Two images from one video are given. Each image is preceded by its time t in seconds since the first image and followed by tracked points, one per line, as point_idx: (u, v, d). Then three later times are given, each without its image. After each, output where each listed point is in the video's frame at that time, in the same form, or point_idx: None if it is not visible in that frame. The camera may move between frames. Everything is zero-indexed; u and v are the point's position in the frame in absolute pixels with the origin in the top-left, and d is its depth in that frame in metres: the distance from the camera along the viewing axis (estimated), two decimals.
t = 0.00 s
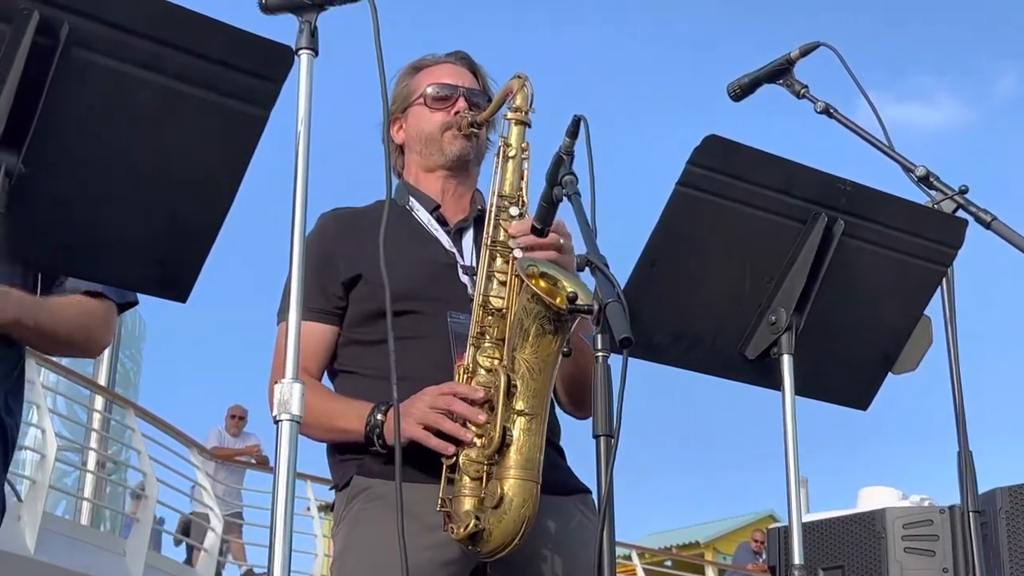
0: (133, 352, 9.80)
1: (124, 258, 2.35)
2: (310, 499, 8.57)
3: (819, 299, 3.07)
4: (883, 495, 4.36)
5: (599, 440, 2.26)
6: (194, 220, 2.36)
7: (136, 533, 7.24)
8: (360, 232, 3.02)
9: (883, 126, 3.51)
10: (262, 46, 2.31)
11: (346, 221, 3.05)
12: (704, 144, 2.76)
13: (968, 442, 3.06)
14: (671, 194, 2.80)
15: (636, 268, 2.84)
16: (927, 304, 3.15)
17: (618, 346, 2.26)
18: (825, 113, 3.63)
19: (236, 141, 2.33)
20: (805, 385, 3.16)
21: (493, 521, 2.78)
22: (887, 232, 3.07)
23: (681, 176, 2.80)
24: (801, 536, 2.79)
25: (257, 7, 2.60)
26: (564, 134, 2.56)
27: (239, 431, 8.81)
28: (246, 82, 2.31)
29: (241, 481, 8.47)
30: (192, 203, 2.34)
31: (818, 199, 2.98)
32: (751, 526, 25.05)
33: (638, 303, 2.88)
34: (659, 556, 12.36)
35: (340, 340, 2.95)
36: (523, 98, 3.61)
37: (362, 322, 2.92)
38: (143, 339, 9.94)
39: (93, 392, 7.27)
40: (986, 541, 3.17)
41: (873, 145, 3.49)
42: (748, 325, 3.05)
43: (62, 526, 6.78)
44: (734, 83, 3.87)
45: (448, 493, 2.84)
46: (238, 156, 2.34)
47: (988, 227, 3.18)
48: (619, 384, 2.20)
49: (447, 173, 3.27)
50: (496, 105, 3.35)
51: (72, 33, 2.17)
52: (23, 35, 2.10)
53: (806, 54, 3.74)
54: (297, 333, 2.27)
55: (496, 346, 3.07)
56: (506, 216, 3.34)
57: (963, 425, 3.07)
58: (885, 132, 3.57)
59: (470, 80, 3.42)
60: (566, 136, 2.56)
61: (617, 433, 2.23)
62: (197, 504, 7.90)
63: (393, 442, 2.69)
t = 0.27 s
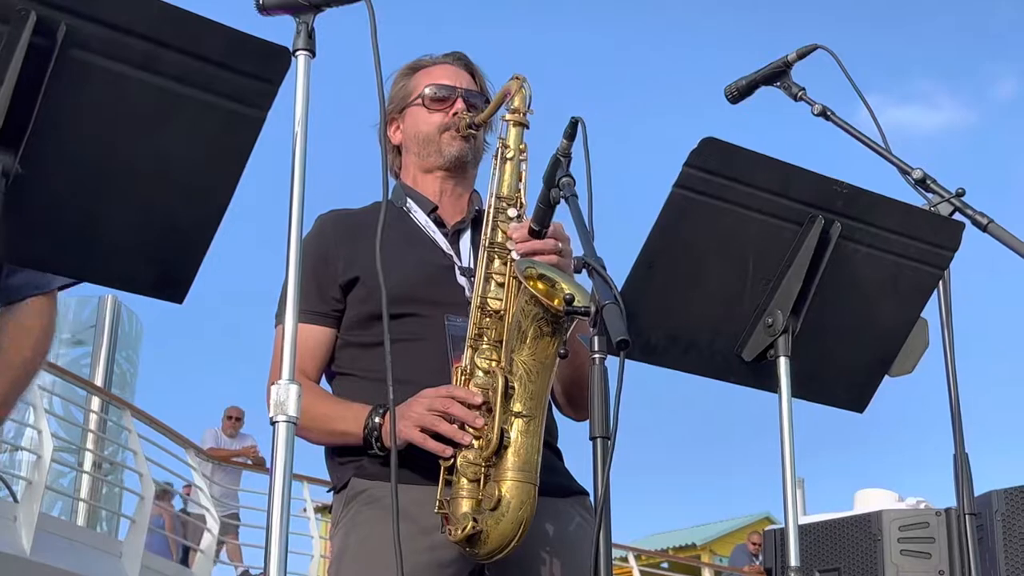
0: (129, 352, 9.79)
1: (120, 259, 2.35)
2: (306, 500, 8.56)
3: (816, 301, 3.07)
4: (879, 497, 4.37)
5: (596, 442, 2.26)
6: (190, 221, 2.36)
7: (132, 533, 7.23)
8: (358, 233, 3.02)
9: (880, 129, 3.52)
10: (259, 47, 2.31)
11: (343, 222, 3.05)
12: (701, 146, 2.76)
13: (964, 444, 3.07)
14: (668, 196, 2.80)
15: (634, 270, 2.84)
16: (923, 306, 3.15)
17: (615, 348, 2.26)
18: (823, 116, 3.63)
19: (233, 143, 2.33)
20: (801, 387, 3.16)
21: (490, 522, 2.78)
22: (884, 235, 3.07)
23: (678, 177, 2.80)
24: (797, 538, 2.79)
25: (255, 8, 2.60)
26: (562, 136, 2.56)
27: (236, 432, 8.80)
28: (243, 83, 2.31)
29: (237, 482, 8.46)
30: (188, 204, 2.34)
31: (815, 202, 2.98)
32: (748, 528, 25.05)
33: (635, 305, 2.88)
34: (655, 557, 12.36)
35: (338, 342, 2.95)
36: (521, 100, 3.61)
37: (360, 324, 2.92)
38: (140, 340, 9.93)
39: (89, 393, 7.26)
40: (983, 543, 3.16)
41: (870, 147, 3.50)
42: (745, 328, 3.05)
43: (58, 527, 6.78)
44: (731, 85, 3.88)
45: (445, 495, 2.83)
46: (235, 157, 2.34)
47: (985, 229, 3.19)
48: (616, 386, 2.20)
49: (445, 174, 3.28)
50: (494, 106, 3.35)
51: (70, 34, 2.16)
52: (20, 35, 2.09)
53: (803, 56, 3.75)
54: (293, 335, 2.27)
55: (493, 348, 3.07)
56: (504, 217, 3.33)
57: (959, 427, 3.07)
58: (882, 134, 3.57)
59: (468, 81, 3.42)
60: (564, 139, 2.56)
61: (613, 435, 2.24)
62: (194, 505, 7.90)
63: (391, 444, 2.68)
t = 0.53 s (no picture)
0: (127, 353, 9.78)
1: (119, 258, 2.35)
2: (304, 501, 8.56)
3: (815, 303, 3.07)
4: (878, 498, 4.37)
5: (594, 442, 2.27)
6: (188, 220, 2.36)
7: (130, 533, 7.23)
8: (357, 233, 3.02)
9: (879, 130, 3.52)
10: (257, 46, 2.30)
11: (342, 222, 3.05)
12: (700, 147, 2.76)
13: (962, 445, 3.07)
14: (666, 197, 2.80)
15: (632, 270, 2.84)
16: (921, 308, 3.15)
17: (613, 348, 2.26)
18: (821, 117, 3.63)
19: (231, 142, 2.33)
20: (799, 388, 3.16)
21: (487, 522, 2.77)
22: (882, 236, 3.07)
23: (676, 178, 2.80)
24: (794, 538, 2.80)
25: (254, 7, 2.60)
26: (560, 137, 2.56)
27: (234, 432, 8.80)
28: (241, 83, 2.31)
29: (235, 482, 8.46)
30: (186, 203, 2.34)
31: (814, 203, 2.98)
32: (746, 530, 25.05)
33: (633, 305, 2.88)
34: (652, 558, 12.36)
35: (337, 342, 2.95)
36: (522, 100, 3.60)
37: (359, 323, 2.91)
38: (137, 340, 9.92)
39: (87, 392, 7.25)
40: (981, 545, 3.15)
41: (868, 148, 3.50)
42: (743, 329, 3.05)
43: (55, 527, 6.77)
44: (730, 86, 3.88)
45: (443, 494, 2.83)
46: (233, 156, 2.34)
47: (983, 231, 3.19)
48: (614, 386, 2.21)
49: (444, 174, 3.27)
50: (494, 106, 3.35)
51: (68, 33, 2.16)
52: (19, 34, 2.09)
53: (802, 58, 3.75)
54: (292, 334, 2.26)
55: (492, 347, 3.06)
56: (502, 217, 3.32)
57: (957, 429, 3.08)
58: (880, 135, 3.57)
59: (468, 80, 3.42)
60: (562, 139, 2.56)
61: (611, 435, 2.24)
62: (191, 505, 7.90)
63: (388, 445, 2.67)
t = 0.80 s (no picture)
0: (126, 352, 9.77)
1: (118, 256, 2.34)
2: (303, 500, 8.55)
3: (815, 303, 3.07)
4: (876, 499, 4.37)
5: (594, 441, 2.26)
6: (188, 218, 2.35)
7: (129, 532, 7.22)
8: (359, 231, 3.01)
9: (880, 130, 3.52)
10: (258, 43, 2.30)
11: (344, 219, 3.04)
12: (701, 146, 2.75)
13: (962, 445, 3.06)
14: (667, 196, 2.80)
15: (633, 270, 2.84)
16: (921, 308, 3.15)
17: (614, 347, 2.26)
18: (822, 117, 3.63)
19: (231, 140, 2.32)
20: (799, 388, 3.16)
21: (486, 523, 2.77)
22: (883, 236, 3.07)
23: (677, 177, 2.80)
24: (794, 538, 2.79)
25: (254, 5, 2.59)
26: (561, 136, 2.55)
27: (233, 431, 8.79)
28: (242, 81, 2.30)
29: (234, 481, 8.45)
30: (186, 201, 2.33)
31: (815, 203, 2.98)
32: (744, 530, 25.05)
33: (634, 305, 2.88)
34: (650, 558, 12.35)
35: (338, 339, 2.95)
36: (523, 98, 3.60)
37: (361, 321, 2.91)
38: (136, 339, 9.91)
39: (86, 391, 7.25)
40: (980, 545, 3.15)
41: (869, 148, 3.49)
42: (743, 329, 3.05)
43: (54, 526, 6.77)
44: (731, 86, 3.88)
45: (443, 495, 2.83)
46: (233, 155, 2.33)
47: (984, 231, 3.19)
48: (615, 385, 2.20)
49: (446, 173, 3.27)
50: (495, 105, 3.35)
51: (69, 30, 2.15)
52: (20, 31, 2.08)
53: (803, 58, 3.75)
54: (292, 332, 2.26)
55: (492, 347, 3.05)
56: (503, 217, 3.32)
57: (958, 429, 3.07)
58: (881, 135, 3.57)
59: (469, 78, 3.42)
60: (563, 138, 2.55)
61: (612, 434, 2.24)
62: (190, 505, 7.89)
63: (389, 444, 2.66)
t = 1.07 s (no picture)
0: (126, 352, 9.77)
1: (119, 254, 2.34)
2: (302, 500, 8.55)
3: (815, 303, 3.07)
4: (876, 499, 4.37)
5: (594, 441, 2.26)
6: (188, 217, 2.35)
7: (129, 531, 7.23)
8: (359, 228, 3.01)
9: (880, 130, 3.52)
10: (259, 43, 2.30)
11: (346, 215, 3.04)
12: (701, 146, 2.75)
13: (962, 446, 3.06)
14: (668, 196, 2.80)
15: (633, 269, 2.84)
16: (921, 309, 3.15)
17: (614, 346, 2.26)
18: (823, 117, 3.63)
19: (232, 138, 2.32)
20: (799, 388, 3.16)
21: (486, 522, 2.77)
22: (884, 236, 3.07)
23: (678, 177, 2.80)
24: (794, 538, 2.79)
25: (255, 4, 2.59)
26: (562, 136, 2.56)
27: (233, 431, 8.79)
28: (243, 80, 2.30)
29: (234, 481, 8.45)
30: (187, 200, 2.34)
31: (816, 203, 2.98)
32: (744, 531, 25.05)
33: (634, 304, 2.88)
34: (650, 559, 12.35)
35: (339, 335, 2.95)
36: (527, 98, 3.62)
37: (362, 318, 2.91)
38: (136, 339, 9.91)
39: (85, 391, 7.25)
40: (980, 546, 3.15)
41: (870, 148, 3.49)
42: (744, 328, 3.05)
43: (55, 525, 6.77)
44: (731, 86, 3.87)
45: (442, 492, 2.84)
46: (234, 154, 2.33)
47: (984, 231, 3.18)
48: (615, 385, 2.20)
49: (449, 171, 3.27)
50: (498, 103, 3.35)
51: (70, 29, 2.15)
52: (20, 30, 2.08)
53: (803, 58, 3.74)
54: (292, 330, 2.26)
55: (493, 346, 3.06)
56: (506, 216, 3.30)
57: (958, 429, 3.07)
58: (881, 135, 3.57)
59: (472, 76, 3.42)
60: (564, 138, 2.55)
61: (612, 434, 2.24)
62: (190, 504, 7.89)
63: (389, 441, 2.67)
